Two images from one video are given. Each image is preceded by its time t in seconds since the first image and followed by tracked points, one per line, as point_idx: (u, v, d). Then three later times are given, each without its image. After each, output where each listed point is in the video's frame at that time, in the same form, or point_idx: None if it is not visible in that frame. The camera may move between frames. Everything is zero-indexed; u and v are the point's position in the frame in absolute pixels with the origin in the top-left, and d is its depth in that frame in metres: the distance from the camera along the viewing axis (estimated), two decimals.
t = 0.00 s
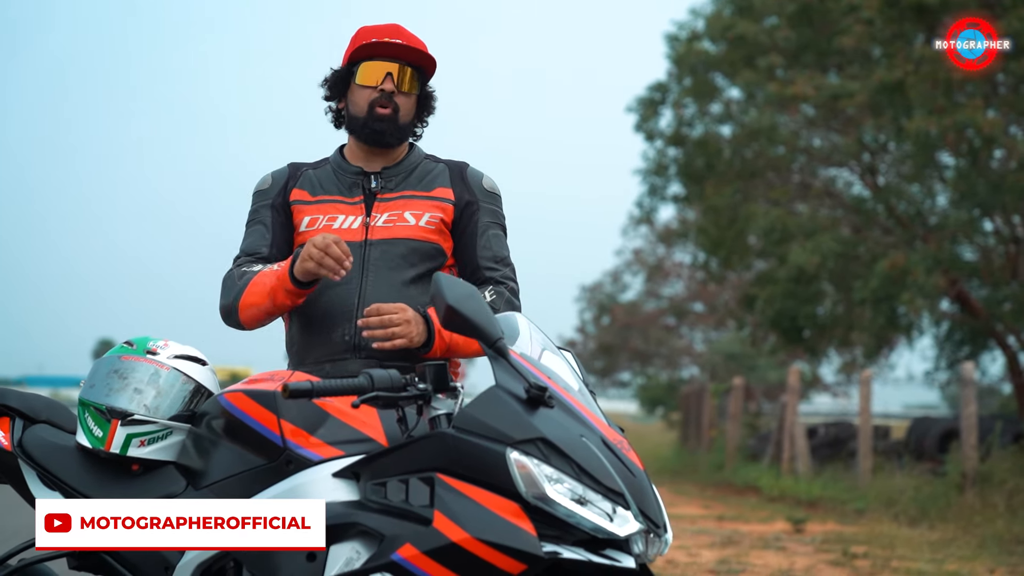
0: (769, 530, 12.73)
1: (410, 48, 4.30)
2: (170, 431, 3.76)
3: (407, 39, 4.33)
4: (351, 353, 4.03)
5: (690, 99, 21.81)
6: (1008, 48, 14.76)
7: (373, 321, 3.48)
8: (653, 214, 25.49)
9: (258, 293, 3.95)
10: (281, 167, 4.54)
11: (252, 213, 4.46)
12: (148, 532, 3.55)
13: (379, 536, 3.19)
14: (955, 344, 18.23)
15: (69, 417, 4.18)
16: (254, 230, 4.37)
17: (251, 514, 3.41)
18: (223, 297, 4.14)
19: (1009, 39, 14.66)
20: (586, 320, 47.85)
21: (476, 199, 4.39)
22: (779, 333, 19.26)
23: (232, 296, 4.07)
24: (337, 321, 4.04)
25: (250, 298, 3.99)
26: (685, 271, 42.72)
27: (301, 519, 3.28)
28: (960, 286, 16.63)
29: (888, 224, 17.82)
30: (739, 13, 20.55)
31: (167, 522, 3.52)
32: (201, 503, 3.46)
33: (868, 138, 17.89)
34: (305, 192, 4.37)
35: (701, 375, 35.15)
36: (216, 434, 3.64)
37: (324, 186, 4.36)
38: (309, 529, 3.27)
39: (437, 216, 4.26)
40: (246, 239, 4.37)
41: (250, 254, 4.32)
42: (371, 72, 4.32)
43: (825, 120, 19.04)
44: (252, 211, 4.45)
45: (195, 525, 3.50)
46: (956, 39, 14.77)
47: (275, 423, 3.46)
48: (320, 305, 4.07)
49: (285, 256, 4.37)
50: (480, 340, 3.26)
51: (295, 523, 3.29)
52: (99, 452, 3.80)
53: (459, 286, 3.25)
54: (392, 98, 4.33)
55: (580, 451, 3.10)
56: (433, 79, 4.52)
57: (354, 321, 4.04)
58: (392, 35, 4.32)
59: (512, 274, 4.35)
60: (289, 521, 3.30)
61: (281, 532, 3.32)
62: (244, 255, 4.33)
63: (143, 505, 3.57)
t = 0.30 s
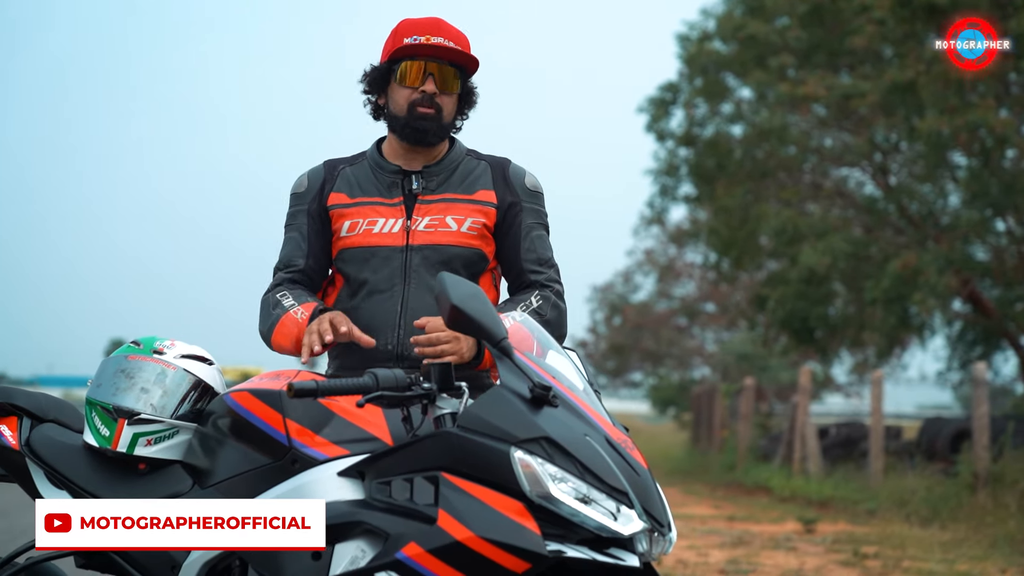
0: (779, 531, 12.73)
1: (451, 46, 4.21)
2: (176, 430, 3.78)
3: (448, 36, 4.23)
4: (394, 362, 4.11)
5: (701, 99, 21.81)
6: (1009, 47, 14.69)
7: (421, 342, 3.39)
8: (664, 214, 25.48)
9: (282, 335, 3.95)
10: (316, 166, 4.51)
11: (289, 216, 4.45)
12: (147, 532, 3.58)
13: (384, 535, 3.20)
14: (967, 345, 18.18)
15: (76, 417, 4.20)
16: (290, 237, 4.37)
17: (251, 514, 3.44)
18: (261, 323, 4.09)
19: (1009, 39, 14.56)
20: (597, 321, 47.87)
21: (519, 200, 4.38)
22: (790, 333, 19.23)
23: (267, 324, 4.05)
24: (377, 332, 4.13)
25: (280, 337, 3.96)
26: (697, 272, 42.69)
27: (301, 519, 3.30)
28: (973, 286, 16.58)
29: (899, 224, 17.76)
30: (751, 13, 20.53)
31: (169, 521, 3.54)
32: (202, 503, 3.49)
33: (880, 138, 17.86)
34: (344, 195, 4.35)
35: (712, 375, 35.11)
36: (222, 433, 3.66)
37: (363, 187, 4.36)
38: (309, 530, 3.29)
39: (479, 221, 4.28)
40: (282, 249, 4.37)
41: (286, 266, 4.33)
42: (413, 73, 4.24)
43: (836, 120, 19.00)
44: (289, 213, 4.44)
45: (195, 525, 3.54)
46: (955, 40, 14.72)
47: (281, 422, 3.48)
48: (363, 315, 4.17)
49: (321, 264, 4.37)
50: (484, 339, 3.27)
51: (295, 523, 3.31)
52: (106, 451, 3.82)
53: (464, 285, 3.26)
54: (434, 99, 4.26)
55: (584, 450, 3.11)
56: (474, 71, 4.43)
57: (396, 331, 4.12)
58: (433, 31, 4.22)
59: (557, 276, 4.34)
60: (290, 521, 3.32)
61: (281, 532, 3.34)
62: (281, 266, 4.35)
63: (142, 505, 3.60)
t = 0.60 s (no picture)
0: (792, 530, 12.68)
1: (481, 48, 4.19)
2: (185, 429, 3.79)
3: (478, 36, 4.21)
4: (413, 366, 4.13)
5: (714, 98, 21.78)
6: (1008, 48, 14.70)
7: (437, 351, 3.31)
8: (677, 213, 25.44)
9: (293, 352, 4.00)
10: (343, 157, 4.52)
11: (313, 208, 4.45)
12: (147, 532, 3.64)
13: (392, 534, 3.21)
14: (981, 344, 18.11)
15: (87, 416, 4.22)
16: (312, 231, 4.37)
17: (251, 514, 3.47)
18: (277, 327, 4.15)
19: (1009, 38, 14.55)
20: (610, 320, 47.82)
21: (545, 204, 4.37)
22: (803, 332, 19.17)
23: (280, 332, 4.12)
24: (401, 336, 4.15)
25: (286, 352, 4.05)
26: (711, 271, 42.60)
27: (301, 519, 3.32)
28: (987, 285, 16.52)
29: (913, 223, 17.71)
30: (764, 12, 20.48)
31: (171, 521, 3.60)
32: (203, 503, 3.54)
33: (893, 137, 17.80)
34: (370, 191, 4.37)
35: (726, 375, 35.02)
36: (231, 432, 3.68)
37: (390, 184, 4.37)
38: (309, 530, 3.31)
39: (505, 226, 4.28)
40: (304, 242, 4.36)
41: (307, 261, 4.32)
42: (440, 74, 4.22)
43: (850, 119, 18.95)
44: (313, 205, 4.44)
45: (195, 525, 3.59)
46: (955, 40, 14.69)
47: (289, 422, 3.50)
48: (385, 315, 4.19)
49: (343, 260, 4.36)
50: (492, 340, 3.29)
51: (295, 523, 3.33)
52: (117, 450, 3.84)
53: (471, 285, 3.26)
54: (461, 102, 4.25)
55: (591, 449, 3.12)
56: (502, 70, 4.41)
57: (418, 336, 4.14)
58: (463, 31, 4.19)
59: (581, 282, 4.29)
60: (289, 521, 3.33)
61: (281, 532, 3.35)
62: (302, 260, 4.34)
63: (142, 506, 3.66)
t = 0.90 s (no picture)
0: (807, 530, 12.63)
1: (488, 41, 4.21)
2: (198, 428, 3.82)
3: (486, 30, 4.21)
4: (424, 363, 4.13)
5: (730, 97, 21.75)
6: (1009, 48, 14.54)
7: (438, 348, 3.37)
8: (693, 213, 25.41)
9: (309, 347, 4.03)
10: (364, 153, 4.55)
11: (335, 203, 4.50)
12: (147, 532, 3.68)
13: (402, 532, 3.22)
14: (997, 344, 18.03)
15: (101, 416, 4.24)
16: (332, 226, 4.40)
17: (250, 514, 3.51)
18: (298, 323, 4.16)
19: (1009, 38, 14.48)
20: (626, 320, 47.77)
21: (561, 201, 4.36)
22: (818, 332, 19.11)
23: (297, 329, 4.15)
24: (411, 332, 4.17)
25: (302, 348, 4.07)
26: (726, 271, 42.50)
27: (301, 519, 3.35)
28: (1003, 284, 16.44)
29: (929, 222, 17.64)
30: (780, 11, 20.43)
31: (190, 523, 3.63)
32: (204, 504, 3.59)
33: (909, 136, 17.73)
34: (387, 187, 4.40)
35: (741, 374, 34.94)
36: (243, 430, 3.70)
37: (407, 180, 4.39)
38: (309, 530, 3.34)
39: (518, 224, 4.28)
40: (325, 237, 4.40)
41: (327, 256, 4.36)
42: (448, 70, 4.24)
43: (865, 118, 18.89)
44: (334, 201, 4.48)
45: (195, 525, 3.63)
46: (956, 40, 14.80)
47: (300, 421, 3.52)
48: (398, 311, 4.21)
49: (362, 256, 4.38)
50: (501, 338, 3.28)
51: (295, 523, 3.36)
52: (129, 448, 3.87)
53: (482, 284, 3.26)
54: (467, 99, 4.26)
55: (601, 448, 3.12)
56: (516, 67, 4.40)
57: (427, 334, 4.15)
58: (471, 25, 4.21)
59: (597, 279, 4.25)
60: (290, 521, 3.37)
61: (281, 532, 3.38)
62: (322, 255, 4.38)
63: (143, 506, 3.69)
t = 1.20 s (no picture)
0: (825, 530, 12.60)
1: (484, 36, 4.21)
2: (215, 428, 3.83)
3: (483, 26, 4.23)
4: (439, 359, 4.12)
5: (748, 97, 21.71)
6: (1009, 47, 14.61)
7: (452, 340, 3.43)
8: (711, 213, 25.37)
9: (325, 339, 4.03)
10: (383, 157, 4.58)
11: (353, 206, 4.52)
12: (147, 532, 3.70)
13: (417, 532, 3.23)
14: (1017, 343, 17.93)
15: (118, 415, 4.26)
16: (351, 227, 4.43)
17: (251, 514, 3.57)
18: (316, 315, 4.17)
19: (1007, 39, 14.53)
20: (644, 320, 47.74)
21: (579, 200, 4.35)
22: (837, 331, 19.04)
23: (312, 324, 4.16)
24: (426, 327, 4.15)
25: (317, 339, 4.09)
26: (745, 270, 42.39)
27: (301, 519, 3.41)
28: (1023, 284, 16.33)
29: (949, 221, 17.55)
30: (798, 10, 20.36)
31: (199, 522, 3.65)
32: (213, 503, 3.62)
33: (929, 134, 17.64)
34: (405, 187, 4.42)
35: (760, 374, 34.84)
36: (259, 430, 3.71)
37: (426, 180, 4.41)
38: (309, 529, 3.40)
39: (536, 220, 4.28)
40: (343, 238, 4.43)
41: (344, 256, 4.37)
42: (446, 69, 4.27)
43: (884, 117, 18.82)
44: (353, 203, 4.50)
45: (195, 525, 3.67)
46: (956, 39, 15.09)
47: (316, 420, 3.53)
48: (414, 309, 4.20)
49: (380, 257, 4.40)
50: (517, 337, 3.28)
51: (295, 523, 3.42)
52: (146, 447, 3.88)
53: (497, 283, 3.26)
54: (466, 95, 4.27)
55: (616, 447, 3.12)
56: (523, 64, 4.38)
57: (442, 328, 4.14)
58: (469, 24, 4.23)
59: (614, 279, 4.25)
60: (290, 521, 3.42)
61: (281, 532, 3.43)
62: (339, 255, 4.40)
63: (142, 506, 3.71)
